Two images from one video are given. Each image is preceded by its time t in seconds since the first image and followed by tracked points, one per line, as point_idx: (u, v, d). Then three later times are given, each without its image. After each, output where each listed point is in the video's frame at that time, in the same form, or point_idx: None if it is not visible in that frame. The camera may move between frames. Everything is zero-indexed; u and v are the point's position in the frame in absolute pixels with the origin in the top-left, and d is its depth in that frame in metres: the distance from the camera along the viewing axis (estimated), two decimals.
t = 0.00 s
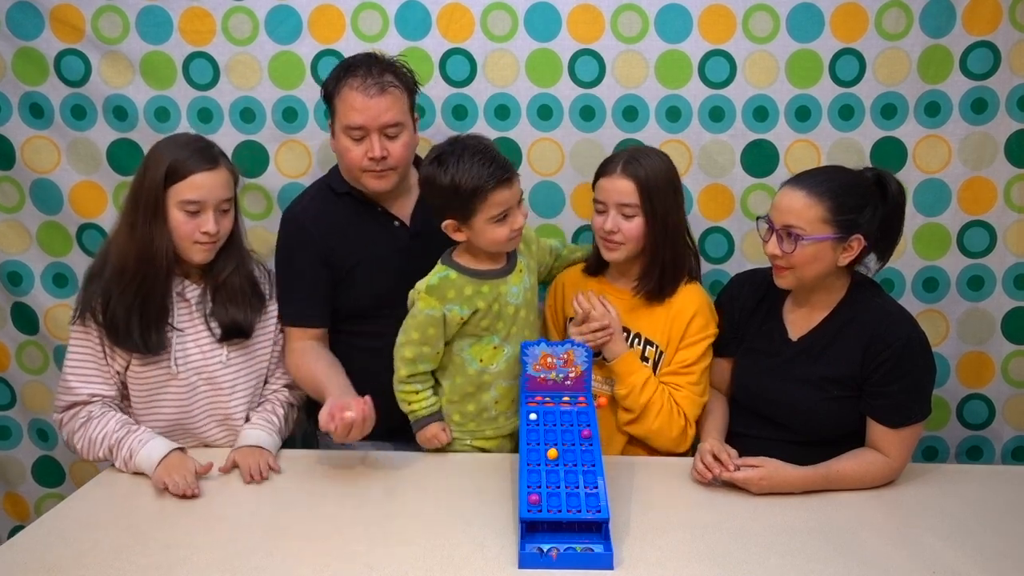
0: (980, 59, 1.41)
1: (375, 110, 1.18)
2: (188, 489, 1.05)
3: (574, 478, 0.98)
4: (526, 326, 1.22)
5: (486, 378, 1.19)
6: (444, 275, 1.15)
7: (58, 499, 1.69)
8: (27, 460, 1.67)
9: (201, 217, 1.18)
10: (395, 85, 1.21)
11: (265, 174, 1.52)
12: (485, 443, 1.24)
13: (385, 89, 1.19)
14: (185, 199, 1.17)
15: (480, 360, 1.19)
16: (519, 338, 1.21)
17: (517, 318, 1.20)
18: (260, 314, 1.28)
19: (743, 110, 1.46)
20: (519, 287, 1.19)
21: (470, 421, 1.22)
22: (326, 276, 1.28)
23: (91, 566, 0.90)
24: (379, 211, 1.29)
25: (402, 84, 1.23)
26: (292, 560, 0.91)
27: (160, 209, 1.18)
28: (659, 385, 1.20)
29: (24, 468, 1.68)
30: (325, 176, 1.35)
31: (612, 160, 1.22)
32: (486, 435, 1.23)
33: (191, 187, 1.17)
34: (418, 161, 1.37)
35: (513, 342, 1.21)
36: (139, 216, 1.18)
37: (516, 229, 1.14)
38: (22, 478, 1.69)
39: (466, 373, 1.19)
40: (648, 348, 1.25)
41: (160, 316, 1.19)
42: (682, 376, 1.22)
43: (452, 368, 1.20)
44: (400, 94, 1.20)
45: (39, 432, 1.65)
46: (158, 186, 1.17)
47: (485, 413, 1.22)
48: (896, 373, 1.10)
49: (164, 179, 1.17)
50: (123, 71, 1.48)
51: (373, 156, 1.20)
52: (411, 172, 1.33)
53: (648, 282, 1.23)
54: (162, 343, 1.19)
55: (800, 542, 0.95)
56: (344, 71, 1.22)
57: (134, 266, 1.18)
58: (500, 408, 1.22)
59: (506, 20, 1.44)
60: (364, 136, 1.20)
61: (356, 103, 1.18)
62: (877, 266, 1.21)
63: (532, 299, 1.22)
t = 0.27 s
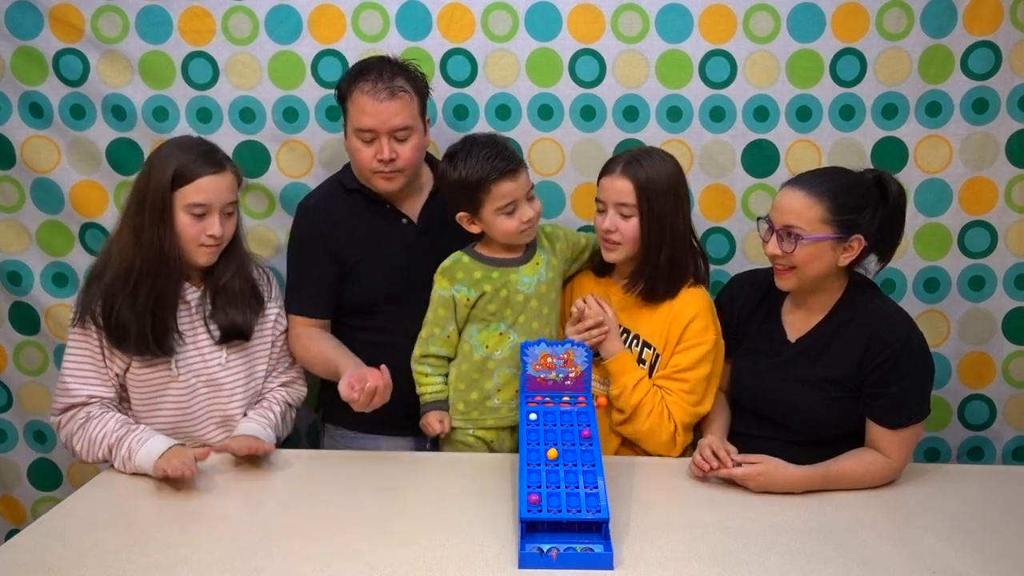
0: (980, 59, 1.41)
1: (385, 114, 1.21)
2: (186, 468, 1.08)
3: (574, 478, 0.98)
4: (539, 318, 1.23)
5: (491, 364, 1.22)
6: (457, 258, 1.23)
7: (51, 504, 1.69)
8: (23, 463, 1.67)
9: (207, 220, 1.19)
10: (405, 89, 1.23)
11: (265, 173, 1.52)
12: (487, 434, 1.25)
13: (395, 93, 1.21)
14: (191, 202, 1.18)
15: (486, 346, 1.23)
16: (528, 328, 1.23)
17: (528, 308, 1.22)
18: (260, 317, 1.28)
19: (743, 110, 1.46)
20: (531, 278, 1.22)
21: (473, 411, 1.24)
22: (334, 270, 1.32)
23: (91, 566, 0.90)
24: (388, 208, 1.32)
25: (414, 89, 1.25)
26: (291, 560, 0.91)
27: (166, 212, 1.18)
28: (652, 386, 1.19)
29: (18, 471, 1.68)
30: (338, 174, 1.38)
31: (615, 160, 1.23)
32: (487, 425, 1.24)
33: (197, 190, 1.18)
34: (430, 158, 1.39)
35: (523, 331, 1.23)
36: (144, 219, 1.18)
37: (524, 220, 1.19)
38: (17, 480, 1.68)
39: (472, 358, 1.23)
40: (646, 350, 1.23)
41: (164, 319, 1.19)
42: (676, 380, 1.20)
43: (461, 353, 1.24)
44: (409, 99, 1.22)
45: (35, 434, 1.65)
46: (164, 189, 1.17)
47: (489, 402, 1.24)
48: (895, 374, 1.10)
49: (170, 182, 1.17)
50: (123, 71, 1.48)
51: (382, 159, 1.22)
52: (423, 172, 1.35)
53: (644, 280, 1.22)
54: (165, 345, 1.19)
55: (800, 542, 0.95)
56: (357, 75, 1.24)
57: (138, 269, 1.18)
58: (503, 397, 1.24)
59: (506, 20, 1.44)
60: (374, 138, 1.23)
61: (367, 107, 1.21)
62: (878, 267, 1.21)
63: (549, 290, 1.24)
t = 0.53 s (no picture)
0: (982, 59, 1.41)
1: (395, 118, 1.21)
2: (187, 483, 1.06)
3: (573, 478, 0.98)
4: (548, 320, 1.26)
5: (497, 358, 1.25)
6: (478, 248, 1.27)
7: (51, 504, 1.69)
8: (23, 463, 1.68)
9: (207, 220, 1.19)
10: (412, 93, 1.23)
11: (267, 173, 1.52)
12: (489, 428, 1.26)
13: (403, 97, 1.22)
14: (191, 202, 1.18)
15: (494, 340, 1.25)
16: (536, 328, 1.25)
17: (538, 307, 1.25)
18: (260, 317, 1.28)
19: (744, 110, 1.46)
20: (545, 278, 1.25)
21: (476, 404, 1.26)
22: (337, 268, 1.34)
23: (91, 566, 0.90)
24: (391, 208, 1.33)
25: (419, 92, 1.25)
26: (291, 560, 0.91)
27: (166, 212, 1.18)
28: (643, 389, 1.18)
29: (18, 472, 1.68)
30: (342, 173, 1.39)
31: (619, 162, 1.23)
32: (488, 420, 1.25)
33: (197, 190, 1.18)
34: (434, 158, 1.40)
35: (530, 330, 1.25)
36: (144, 219, 1.18)
37: (496, 234, 1.21)
38: (16, 481, 1.69)
39: (478, 351, 1.25)
40: (641, 354, 1.23)
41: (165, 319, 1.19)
42: (665, 386, 1.18)
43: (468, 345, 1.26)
44: (417, 101, 1.22)
45: (37, 433, 1.66)
46: (164, 188, 1.17)
47: (491, 397, 1.25)
48: (895, 374, 1.10)
49: (170, 181, 1.17)
50: (124, 71, 1.48)
51: (394, 162, 1.22)
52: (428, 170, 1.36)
53: (646, 283, 1.21)
54: (166, 346, 1.19)
55: (800, 542, 0.95)
56: (362, 79, 1.24)
57: (138, 269, 1.18)
58: (506, 393, 1.25)
59: (507, 20, 1.44)
60: (384, 142, 1.23)
61: (376, 112, 1.20)
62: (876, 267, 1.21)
63: (562, 294, 1.26)
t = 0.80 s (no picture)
0: (982, 59, 1.41)
1: (394, 120, 1.21)
2: (187, 491, 1.05)
3: (573, 478, 0.98)
4: (548, 320, 1.26)
5: (496, 354, 1.25)
6: (489, 245, 1.30)
7: (55, 502, 1.69)
8: (24, 462, 1.67)
9: (206, 219, 1.19)
10: (412, 95, 1.23)
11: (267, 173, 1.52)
12: (487, 423, 1.26)
13: (402, 99, 1.22)
14: (191, 201, 1.18)
15: (494, 336, 1.26)
16: (536, 326, 1.25)
17: (539, 308, 1.25)
18: (260, 316, 1.28)
19: (744, 110, 1.46)
20: (550, 280, 1.25)
21: (473, 398, 1.26)
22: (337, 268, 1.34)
23: (91, 566, 0.90)
24: (392, 210, 1.33)
25: (419, 94, 1.25)
26: (291, 560, 0.91)
27: (165, 211, 1.18)
28: (638, 393, 1.17)
29: (21, 470, 1.68)
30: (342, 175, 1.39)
31: (618, 165, 1.22)
32: (486, 414, 1.26)
33: (197, 190, 1.18)
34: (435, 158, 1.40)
35: (530, 329, 1.26)
36: (144, 218, 1.18)
37: (509, 239, 1.22)
38: (18, 479, 1.68)
39: (479, 345, 1.26)
40: (637, 356, 1.22)
41: (163, 320, 1.19)
42: (659, 390, 1.17)
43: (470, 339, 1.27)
44: (416, 103, 1.22)
45: (41, 431, 1.65)
46: (164, 188, 1.17)
47: (489, 392, 1.25)
48: (895, 374, 1.10)
49: (170, 181, 1.17)
50: (125, 71, 1.48)
51: (394, 164, 1.23)
52: (429, 172, 1.36)
53: (638, 289, 1.19)
54: (165, 346, 1.19)
55: (800, 542, 0.95)
56: (362, 80, 1.23)
57: (138, 269, 1.18)
58: (503, 389, 1.25)
59: (506, 20, 1.44)
60: (384, 144, 1.23)
61: (375, 114, 1.21)
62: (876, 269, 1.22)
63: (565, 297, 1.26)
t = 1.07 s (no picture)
0: (980, 59, 1.41)
1: (397, 121, 1.21)
2: (184, 493, 1.05)
3: (573, 478, 0.98)
4: (549, 320, 1.26)
5: (498, 353, 1.25)
6: (494, 243, 1.30)
7: (59, 498, 1.68)
8: (29, 459, 1.67)
9: (206, 220, 1.19)
10: (415, 95, 1.23)
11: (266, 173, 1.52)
12: (488, 422, 1.27)
13: (405, 99, 1.22)
14: (191, 202, 1.18)
15: (496, 335, 1.26)
16: (536, 326, 1.26)
17: (540, 308, 1.25)
18: (259, 316, 1.28)
19: (743, 110, 1.46)
20: (553, 281, 1.26)
21: (475, 397, 1.26)
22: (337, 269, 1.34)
23: (92, 566, 0.90)
24: (393, 212, 1.33)
25: (420, 94, 1.25)
26: (292, 560, 0.91)
27: (165, 211, 1.18)
28: (638, 394, 1.17)
29: (27, 466, 1.67)
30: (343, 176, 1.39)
31: (617, 166, 1.22)
32: (488, 413, 1.26)
33: (197, 190, 1.18)
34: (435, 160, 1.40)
35: (531, 328, 1.26)
36: (143, 218, 1.18)
37: (526, 241, 1.21)
38: (23, 476, 1.68)
39: (481, 345, 1.26)
40: (637, 356, 1.22)
41: (163, 321, 1.19)
42: (660, 390, 1.17)
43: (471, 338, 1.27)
44: (419, 103, 1.22)
45: (44, 428, 1.65)
46: (164, 188, 1.17)
47: (490, 391, 1.26)
48: (895, 375, 1.10)
49: (170, 181, 1.17)
50: (124, 71, 1.48)
51: (397, 164, 1.23)
52: (431, 172, 1.36)
53: (643, 290, 1.19)
54: (165, 346, 1.19)
55: (800, 542, 0.95)
56: (363, 81, 1.23)
57: (137, 269, 1.18)
58: (505, 388, 1.25)
59: (506, 20, 1.44)
60: (387, 145, 1.23)
61: (378, 114, 1.20)
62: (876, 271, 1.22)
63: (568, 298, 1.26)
